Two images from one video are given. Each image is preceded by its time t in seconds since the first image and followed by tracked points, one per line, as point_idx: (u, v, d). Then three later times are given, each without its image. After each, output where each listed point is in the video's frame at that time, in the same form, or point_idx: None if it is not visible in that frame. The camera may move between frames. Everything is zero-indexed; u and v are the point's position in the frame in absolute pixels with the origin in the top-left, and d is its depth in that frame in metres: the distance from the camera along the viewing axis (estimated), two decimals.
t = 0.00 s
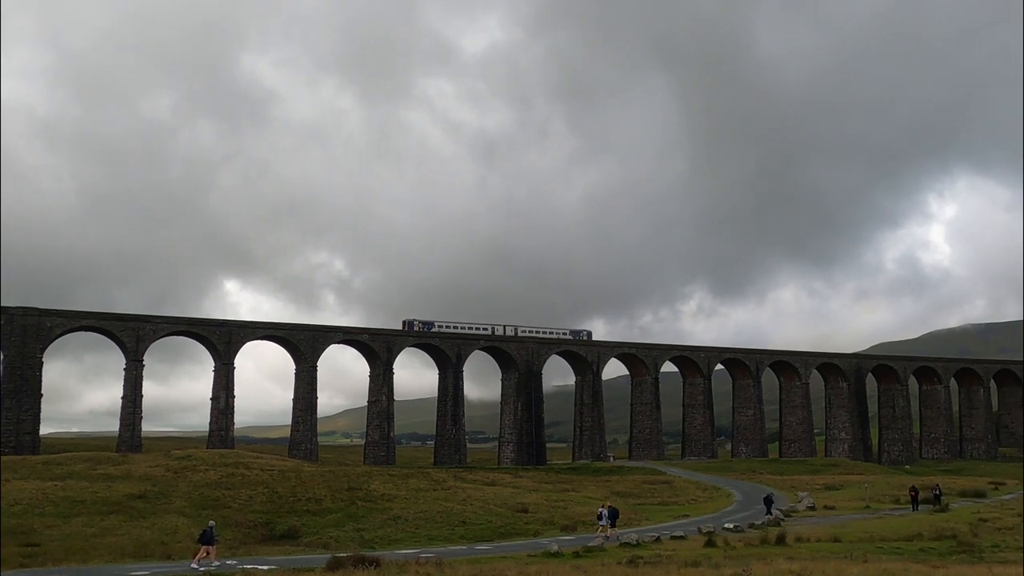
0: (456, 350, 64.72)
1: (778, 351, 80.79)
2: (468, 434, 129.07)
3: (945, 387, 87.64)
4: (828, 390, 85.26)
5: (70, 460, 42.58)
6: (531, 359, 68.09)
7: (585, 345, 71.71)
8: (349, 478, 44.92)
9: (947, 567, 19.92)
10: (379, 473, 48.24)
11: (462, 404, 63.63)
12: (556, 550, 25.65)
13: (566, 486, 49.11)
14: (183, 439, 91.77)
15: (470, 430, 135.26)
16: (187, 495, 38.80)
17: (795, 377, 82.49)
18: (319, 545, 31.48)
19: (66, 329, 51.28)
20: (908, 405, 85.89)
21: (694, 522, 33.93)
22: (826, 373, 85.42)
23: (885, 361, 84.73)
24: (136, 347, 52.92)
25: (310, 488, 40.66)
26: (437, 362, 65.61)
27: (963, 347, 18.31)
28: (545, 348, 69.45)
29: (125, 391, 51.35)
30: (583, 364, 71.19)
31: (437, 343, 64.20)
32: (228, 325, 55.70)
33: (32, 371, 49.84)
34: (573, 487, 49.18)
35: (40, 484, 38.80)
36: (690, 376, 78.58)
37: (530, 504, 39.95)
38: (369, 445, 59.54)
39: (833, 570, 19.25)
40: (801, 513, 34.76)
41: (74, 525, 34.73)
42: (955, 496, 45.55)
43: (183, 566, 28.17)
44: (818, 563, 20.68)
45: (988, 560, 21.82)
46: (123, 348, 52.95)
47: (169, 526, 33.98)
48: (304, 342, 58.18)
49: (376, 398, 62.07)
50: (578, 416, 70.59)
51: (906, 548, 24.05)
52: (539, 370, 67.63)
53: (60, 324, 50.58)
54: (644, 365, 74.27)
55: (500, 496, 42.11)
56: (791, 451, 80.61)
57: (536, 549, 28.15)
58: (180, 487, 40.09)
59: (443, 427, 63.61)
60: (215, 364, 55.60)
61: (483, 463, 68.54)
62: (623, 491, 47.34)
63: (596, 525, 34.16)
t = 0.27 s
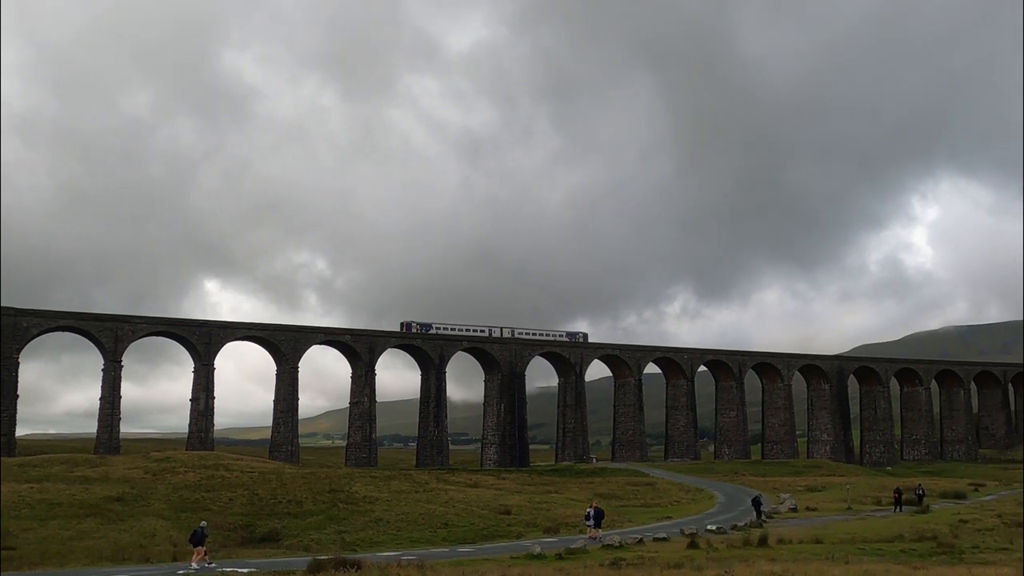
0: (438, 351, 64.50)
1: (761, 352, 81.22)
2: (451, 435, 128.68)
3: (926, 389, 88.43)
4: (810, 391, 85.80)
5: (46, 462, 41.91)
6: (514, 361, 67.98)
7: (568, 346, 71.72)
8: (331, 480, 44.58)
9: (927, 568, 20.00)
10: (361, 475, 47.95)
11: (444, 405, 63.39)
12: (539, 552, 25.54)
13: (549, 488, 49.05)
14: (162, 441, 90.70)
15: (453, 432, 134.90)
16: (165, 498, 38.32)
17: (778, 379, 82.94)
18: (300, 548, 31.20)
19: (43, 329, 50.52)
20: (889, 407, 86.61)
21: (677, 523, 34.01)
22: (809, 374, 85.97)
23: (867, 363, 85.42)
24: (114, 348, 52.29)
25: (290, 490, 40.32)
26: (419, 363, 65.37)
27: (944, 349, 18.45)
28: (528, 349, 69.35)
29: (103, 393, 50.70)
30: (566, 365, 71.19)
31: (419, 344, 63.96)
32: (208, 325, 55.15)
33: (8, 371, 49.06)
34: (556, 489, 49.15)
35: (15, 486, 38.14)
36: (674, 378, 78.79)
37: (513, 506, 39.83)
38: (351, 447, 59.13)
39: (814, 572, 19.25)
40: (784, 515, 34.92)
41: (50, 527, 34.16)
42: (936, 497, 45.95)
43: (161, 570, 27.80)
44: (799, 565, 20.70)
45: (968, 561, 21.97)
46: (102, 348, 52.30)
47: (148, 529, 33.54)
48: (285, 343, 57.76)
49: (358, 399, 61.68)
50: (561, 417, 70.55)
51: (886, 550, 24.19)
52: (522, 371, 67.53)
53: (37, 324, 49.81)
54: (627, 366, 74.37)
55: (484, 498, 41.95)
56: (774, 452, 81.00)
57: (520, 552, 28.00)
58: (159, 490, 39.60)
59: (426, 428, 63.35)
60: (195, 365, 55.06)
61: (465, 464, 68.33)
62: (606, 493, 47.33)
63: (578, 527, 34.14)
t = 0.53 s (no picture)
0: (421, 355, 64.27)
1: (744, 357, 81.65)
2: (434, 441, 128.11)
3: (908, 394, 89.19)
4: (793, 397, 86.27)
5: (22, 468, 41.21)
6: (498, 366, 67.86)
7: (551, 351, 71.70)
8: (312, 485, 44.21)
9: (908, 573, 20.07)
10: (343, 480, 47.62)
11: (427, 410, 63.10)
12: (521, 558, 25.40)
13: (532, 493, 48.93)
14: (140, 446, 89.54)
15: (436, 437, 134.29)
16: (144, 504, 37.82)
17: (761, 384, 83.36)
18: (281, 554, 30.87)
19: (20, 332, 49.76)
20: (871, 412, 87.25)
21: (660, 529, 34.04)
22: (792, 380, 86.48)
23: (849, 368, 86.10)
24: (93, 352, 51.64)
25: (271, 496, 39.94)
26: (402, 368, 65.12)
27: (925, 355, 18.58)
28: (512, 354, 69.26)
29: (80, 397, 50.03)
30: (550, 370, 71.17)
31: (402, 348, 63.69)
32: (188, 329, 54.64)
33: None
34: (539, 494, 49.05)
35: None
36: (657, 383, 78.96)
37: (496, 512, 39.66)
38: (333, 452, 58.70)
39: None
40: (766, 520, 35.07)
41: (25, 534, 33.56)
42: (917, 502, 46.29)
43: None
44: (782, 570, 20.71)
45: (949, 566, 22.08)
46: (79, 352, 51.61)
47: (125, 536, 33.04)
48: (267, 347, 57.38)
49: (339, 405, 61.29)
50: (545, 423, 70.47)
51: (868, 555, 24.29)
52: (505, 376, 67.45)
53: (13, 327, 49.06)
54: (611, 371, 74.43)
55: (467, 503, 41.73)
56: (757, 457, 81.30)
57: (502, 558, 27.81)
58: (138, 496, 39.07)
59: (408, 433, 63.03)
60: (174, 369, 54.49)
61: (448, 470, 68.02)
62: (590, 499, 47.27)
63: (561, 533, 34.07)
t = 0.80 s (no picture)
0: (408, 355, 64.08)
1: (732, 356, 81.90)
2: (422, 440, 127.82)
3: (895, 392, 89.72)
4: (781, 395, 86.58)
5: (4, 468, 40.72)
6: (486, 365, 67.75)
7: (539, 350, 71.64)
8: (299, 486, 43.95)
9: (895, 571, 20.09)
10: (331, 480, 47.36)
11: (414, 410, 62.91)
12: (509, 558, 25.30)
13: (521, 493, 48.83)
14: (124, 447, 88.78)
15: (423, 436, 133.99)
16: (129, 505, 37.47)
17: (749, 383, 83.62)
18: (267, 555, 30.64)
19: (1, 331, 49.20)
20: (858, 410, 87.67)
21: (648, 527, 34.04)
22: (780, 378, 86.81)
23: (836, 366, 86.54)
24: (76, 351, 51.18)
25: (257, 496, 39.66)
26: (389, 367, 64.93)
27: (913, 354, 18.64)
28: (500, 353, 69.17)
29: (64, 397, 49.58)
30: (538, 369, 71.14)
31: (390, 347, 63.46)
32: (173, 328, 54.24)
33: None
34: (527, 494, 48.95)
35: None
36: (645, 381, 79.06)
37: (484, 511, 39.50)
38: (320, 452, 58.42)
39: None
40: (755, 519, 35.14)
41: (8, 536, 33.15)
42: (905, 500, 46.48)
43: None
44: (769, 568, 20.69)
45: (936, 564, 22.16)
46: (63, 352, 51.14)
47: (110, 537, 32.71)
48: (253, 346, 57.07)
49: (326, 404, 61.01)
50: (533, 422, 70.42)
51: (855, 553, 24.33)
52: (493, 375, 67.37)
53: None
54: (599, 370, 74.46)
55: (455, 503, 41.57)
56: (744, 456, 81.54)
57: (490, 557, 27.67)
58: (122, 497, 38.70)
59: (395, 432, 62.81)
60: (159, 369, 54.11)
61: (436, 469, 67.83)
62: (578, 498, 47.22)
63: (549, 532, 34.01)
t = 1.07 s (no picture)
0: (395, 353, 63.83)
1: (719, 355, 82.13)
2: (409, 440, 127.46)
3: (882, 392, 90.21)
4: (768, 395, 86.89)
5: None
6: (473, 363, 67.60)
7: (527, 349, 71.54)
8: (285, 485, 43.67)
9: (882, 571, 20.10)
10: (316, 479, 47.09)
11: (401, 408, 62.67)
12: (496, 557, 25.19)
13: (508, 492, 48.71)
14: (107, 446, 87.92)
15: (410, 435, 133.65)
16: (112, 504, 37.09)
17: (736, 382, 83.87)
18: (252, 555, 30.39)
19: None
20: (846, 410, 88.08)
21: (635, 527, 34.03)
22: (767, 377, 87.11)
23: (823, 365, 86.96)
24: (59, 349, 50.65)
25: (242, 495, 39.37)
26: (376, 366, 64.67)
27: (899, 353, 18.69)
28: (487, 351, 69.03)
29: (47, 396, 49.07)
30: (525, 368, 71.06)
31: (376, 346, 63.19)
32: (157, 326, 53.77)
33: None
34: (514, 493, 48.84)
35: None
36: (633, 381, 79.13)
37: (471, 511, 39.33)
38: (306, 451, 58.10)
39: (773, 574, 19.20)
40: (743, 518, 35.20)
41: None
42: (891, 499, 46.68)
43: None
44: (756, 568, 20.67)
45: (923, 563, 22.21)
46: (45, 349, 50.57)
47: (93, 537, 32.33)
48: (239, 345, 56.69)
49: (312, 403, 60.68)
50: (520, 421, 70.32)
51: (842, 552, 24.36)
52: (480, 374, 67.24)
53: None
54: (587, 369, 74.47)
55: (442, 503, 41.39)
56: (732, 455, 81.75)
57: (477, 557, 27.54)
58: (106, 496, 38.31)
59: (382, 431, 62.55)
60: (144, 367, 53.64)
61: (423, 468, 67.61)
62: (565, 497, 47.14)
63: (536, 532, 33.93)
